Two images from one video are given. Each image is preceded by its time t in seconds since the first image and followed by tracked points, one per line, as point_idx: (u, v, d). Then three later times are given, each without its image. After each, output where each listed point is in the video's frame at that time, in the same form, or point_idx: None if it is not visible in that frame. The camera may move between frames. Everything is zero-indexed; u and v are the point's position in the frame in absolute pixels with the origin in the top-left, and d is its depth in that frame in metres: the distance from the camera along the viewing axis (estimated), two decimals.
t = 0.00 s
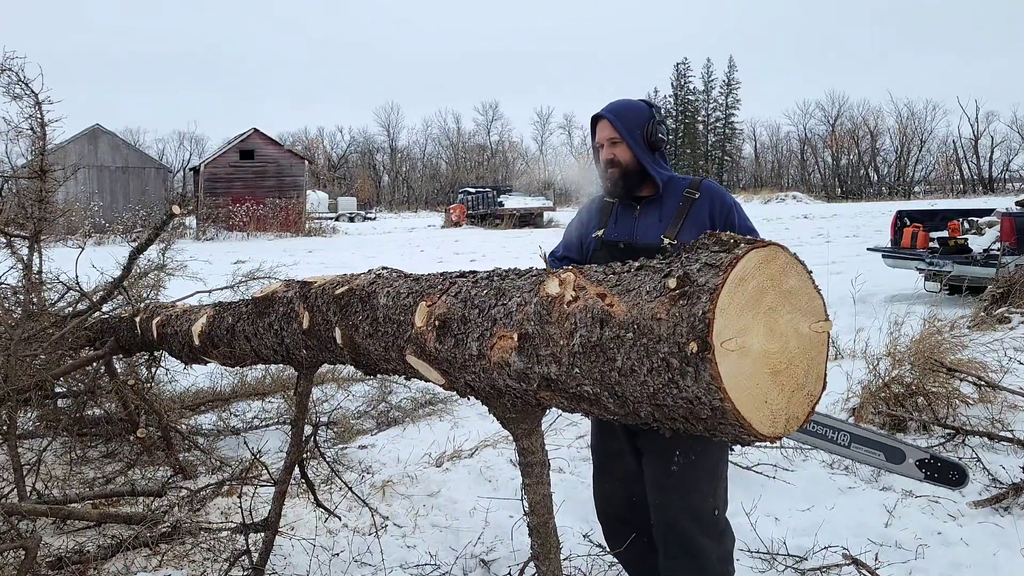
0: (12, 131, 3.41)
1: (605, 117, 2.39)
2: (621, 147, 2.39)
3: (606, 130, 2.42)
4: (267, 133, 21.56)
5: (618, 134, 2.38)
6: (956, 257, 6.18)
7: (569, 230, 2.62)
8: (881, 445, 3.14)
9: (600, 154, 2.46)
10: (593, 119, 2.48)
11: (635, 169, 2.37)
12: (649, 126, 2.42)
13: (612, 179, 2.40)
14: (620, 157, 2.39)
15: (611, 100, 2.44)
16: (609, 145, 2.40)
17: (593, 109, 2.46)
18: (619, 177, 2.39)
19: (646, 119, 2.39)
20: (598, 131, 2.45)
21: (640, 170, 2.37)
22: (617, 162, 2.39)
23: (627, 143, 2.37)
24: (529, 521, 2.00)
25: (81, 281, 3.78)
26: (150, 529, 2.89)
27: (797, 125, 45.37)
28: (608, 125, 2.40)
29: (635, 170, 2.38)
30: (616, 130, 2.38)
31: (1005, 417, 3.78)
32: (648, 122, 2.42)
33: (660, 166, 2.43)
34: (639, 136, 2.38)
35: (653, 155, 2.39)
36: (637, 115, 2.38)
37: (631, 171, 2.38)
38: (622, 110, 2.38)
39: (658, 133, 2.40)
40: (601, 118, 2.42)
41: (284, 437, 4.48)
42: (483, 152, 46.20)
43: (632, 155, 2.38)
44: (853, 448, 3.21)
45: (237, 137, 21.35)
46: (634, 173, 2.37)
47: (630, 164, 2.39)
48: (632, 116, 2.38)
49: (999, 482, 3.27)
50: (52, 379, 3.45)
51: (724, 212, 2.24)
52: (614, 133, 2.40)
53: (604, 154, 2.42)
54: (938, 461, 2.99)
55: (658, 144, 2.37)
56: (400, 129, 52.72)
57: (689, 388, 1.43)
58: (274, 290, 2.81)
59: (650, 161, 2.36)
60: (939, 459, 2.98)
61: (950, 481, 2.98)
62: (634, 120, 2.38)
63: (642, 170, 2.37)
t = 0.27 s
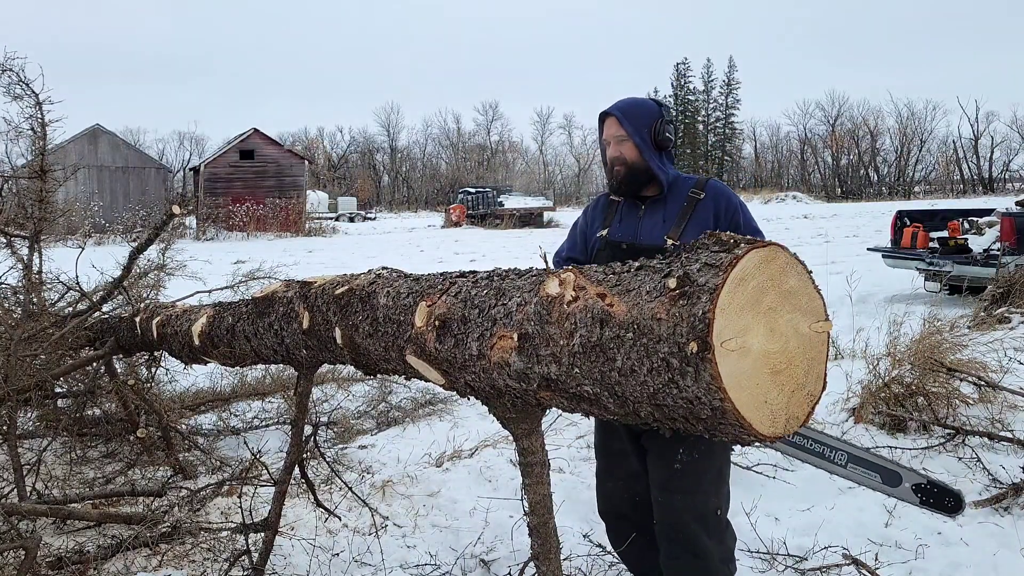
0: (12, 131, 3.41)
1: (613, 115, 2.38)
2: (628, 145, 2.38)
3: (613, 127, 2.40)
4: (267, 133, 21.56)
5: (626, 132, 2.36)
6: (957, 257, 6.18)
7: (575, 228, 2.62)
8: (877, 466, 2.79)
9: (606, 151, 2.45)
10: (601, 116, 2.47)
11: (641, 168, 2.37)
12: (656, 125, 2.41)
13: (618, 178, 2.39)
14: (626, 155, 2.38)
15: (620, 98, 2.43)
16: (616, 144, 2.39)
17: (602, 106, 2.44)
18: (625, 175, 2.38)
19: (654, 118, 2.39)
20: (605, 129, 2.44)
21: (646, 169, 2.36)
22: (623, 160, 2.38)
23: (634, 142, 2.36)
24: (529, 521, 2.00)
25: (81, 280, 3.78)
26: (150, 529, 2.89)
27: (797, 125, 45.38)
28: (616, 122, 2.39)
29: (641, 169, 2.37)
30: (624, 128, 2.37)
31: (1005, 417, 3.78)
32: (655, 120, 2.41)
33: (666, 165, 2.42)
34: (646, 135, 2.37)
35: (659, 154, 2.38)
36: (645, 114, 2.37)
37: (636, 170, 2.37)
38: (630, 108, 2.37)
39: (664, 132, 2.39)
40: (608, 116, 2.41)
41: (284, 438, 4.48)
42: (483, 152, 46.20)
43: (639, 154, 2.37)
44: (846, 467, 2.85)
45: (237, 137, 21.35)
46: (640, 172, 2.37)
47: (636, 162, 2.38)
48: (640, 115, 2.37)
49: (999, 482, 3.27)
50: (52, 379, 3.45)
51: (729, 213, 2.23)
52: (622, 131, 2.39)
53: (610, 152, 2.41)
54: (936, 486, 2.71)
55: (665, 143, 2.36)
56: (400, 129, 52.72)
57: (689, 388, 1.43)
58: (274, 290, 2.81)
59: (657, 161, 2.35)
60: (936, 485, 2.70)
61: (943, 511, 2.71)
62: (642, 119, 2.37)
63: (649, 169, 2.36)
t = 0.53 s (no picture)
0: (12, 131, 3.41)
1: (630, 111, 2.38)
2: (645, 143, 2.38)
3: (630, 123, 2.40)
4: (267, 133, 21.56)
5: (643, 129, 2.36)
6: (956, 256, 6.18)
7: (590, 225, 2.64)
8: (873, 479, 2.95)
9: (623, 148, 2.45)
10: (619, 112, 2.47)
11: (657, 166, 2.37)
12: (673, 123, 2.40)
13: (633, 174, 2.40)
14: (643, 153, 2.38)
15: (639, 95, 2.43)
16: (633, 140, 2.39)
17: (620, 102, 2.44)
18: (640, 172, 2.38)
19: (672, 116, 2.39)
20: (623, 125, 2.44)
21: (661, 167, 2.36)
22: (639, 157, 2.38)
23: (651, 139, 2.36)
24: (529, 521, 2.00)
25: (80, 280, 3.78)
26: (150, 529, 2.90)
27: (797, 125, 45.37)
28: (633, 119, 2.39)
29: (656, 167, 2.37)
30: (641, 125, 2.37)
31: (1005, 417, 3.78)
32: (672, 118, 2.40)
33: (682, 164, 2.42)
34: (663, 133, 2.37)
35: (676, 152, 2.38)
36: (664, 112, 2.37)
37: (652, 167, 2.38)
38: (649, 105, 2.37)
39: (681, 130, 2.38)
40: (626, 112, 2.41)
41: (284, 438, 4.48)
42: (483, 152, 46.19)
43: (655, 152, 2.37)
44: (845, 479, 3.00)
45: (236, 137, 21.35)
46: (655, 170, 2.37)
47: (651, 160, 2.38)
48: (659, 112, 2.37)
49: (999, 482, 3.27)
50: (52, 379, 3.45)
51: (742, 214, 2.23)
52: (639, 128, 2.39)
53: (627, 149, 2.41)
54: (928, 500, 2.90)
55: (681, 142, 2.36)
56: (400, 129, 52.72)
57: (689, 388, 1.43)
58: (274, 290, 2.81)
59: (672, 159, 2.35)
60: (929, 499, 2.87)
61: None
62: (660, 117, 2.37)
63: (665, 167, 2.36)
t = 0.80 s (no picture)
0: (13, 132, 3.42)
1: (653, 107, 2.39)
2: (666, 138, 2.37)
3: (652, 119, 2.41)
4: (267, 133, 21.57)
5: (664, 124, 2.36)
6: (956, 257, 6.18)
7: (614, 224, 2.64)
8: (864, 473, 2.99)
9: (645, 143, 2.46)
10: (643, 108, 2.48)
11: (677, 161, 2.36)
12: (696, 118, 2.39)
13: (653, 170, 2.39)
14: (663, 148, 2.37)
15: (664, 91, 2.43)
16: (654, 136, 2.39)
17: (644, 97, 2.45)
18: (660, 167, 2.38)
19: (695, 113, 2.38)
20: (646, 120, 2.44)
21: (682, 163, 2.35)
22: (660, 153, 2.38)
23: (672, 135, 2.36)
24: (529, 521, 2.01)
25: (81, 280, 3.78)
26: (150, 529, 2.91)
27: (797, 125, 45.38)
28: (655, 114, 2.39)
29: (677, 163, 2.36)
30: (663, 119, 2.37)
31: (1005, 417, 3.79)
32: (695, 113, 2.40)
33: (705, 161, 2.40)
34: (685, 128, 2.36)
35: (697, 148, 2.36)
36: (686, 107, 2.36)
37: (672, 163, 2.37)
38: (671, 101, 2.37)
39: (704, 125, 2.37)
40: (649, 107, 2.41)
41: (284, 437, 4.48)
42: (483, 152, 46.20)
43: (676, 147, 2.36)
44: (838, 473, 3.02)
45: (236, 137, 21.36)
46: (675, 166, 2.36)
47: (672, 156, 2.37)
48: (681, 108, 2.37)
49: (999, 482, 3.27)
50: (53, 379, 3.46)
51: (759, 213, 2.19)
52: (661, 123, 2.39)
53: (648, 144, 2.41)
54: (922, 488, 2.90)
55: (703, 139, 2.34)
56: (400, 129, 52.73)
57: (689, 387, 1.43)
58: (274, 290, 2.82)
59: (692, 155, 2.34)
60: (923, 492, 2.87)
61: None
62: (682, 113, 2.37)
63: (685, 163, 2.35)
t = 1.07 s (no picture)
0: (13, 132, 3.42)
1: (663, 107, 2.39)
2: (675, 138, 2.38)
3: (662, 119, 2.42)
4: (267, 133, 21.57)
5: (673, 124, 2.37)
6: (956, 257, 6.18)
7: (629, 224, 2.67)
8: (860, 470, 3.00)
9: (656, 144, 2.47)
10: (655, 108, 2.48)
11: (686, 162, 2.36)
12: (707, 117, 2.38)
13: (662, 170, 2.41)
14: (672, 148, 2.38)
15: (675, 90, 2.43)
16: (664, 136, 2.40)
17: (655, 97, 2.46)
18: (668, 168, 2.39)
19: (706, 112, 2.37)
20: (657, 120, 2.45)
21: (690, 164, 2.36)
22: (669, 153, 2.39)
23: (681, 135, 2.36)
24: (529, 521, 2.01)
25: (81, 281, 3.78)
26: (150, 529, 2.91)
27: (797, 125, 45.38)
28: (665, 114, 2.40)
29: (686, 163, 2.37)
30: (672, 119, 2.37)
31: (1005, 417, 3.78)
32: (706, 112, 2.38)
33: (716, 159, 2.38)
34: (694, 128, 2.35)
35: (705, 149, 2.35)
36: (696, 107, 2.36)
37: (680, 164, 2.37)
38: (681, 100, 2.37)
39: (714, 125, 2.35)
40: (659, 107, 2.42)
41: (284, 437, 4.48)
42: (483, 152, 46.19)
43: (685, 147, 2.36)
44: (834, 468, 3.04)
45: (236, 137, 21.36)
46: (684, 167, 2.36)
47: (681, 156, 2.37)
48: (691, 108, 2.37)
49: (998, 482, 3.27)
50: (53, 379, 3.45)
51: (763, 215, 2.17)
52: (670, 124, 2.39)
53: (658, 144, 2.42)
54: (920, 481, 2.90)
55: (712, 139, 2.33)
56: (399, 129, 52.73)
57: (688, 387, 1.43)
58: (274, 290, 2.82)
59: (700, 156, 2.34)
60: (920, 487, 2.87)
61: None
62: (691, 113, 2.37)
63: (694, 164, 2.35)
